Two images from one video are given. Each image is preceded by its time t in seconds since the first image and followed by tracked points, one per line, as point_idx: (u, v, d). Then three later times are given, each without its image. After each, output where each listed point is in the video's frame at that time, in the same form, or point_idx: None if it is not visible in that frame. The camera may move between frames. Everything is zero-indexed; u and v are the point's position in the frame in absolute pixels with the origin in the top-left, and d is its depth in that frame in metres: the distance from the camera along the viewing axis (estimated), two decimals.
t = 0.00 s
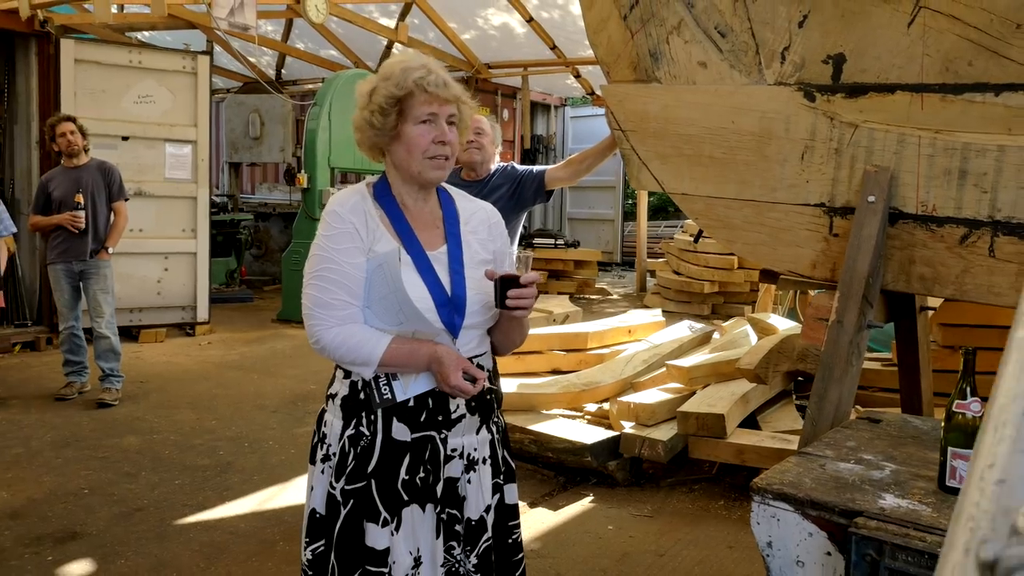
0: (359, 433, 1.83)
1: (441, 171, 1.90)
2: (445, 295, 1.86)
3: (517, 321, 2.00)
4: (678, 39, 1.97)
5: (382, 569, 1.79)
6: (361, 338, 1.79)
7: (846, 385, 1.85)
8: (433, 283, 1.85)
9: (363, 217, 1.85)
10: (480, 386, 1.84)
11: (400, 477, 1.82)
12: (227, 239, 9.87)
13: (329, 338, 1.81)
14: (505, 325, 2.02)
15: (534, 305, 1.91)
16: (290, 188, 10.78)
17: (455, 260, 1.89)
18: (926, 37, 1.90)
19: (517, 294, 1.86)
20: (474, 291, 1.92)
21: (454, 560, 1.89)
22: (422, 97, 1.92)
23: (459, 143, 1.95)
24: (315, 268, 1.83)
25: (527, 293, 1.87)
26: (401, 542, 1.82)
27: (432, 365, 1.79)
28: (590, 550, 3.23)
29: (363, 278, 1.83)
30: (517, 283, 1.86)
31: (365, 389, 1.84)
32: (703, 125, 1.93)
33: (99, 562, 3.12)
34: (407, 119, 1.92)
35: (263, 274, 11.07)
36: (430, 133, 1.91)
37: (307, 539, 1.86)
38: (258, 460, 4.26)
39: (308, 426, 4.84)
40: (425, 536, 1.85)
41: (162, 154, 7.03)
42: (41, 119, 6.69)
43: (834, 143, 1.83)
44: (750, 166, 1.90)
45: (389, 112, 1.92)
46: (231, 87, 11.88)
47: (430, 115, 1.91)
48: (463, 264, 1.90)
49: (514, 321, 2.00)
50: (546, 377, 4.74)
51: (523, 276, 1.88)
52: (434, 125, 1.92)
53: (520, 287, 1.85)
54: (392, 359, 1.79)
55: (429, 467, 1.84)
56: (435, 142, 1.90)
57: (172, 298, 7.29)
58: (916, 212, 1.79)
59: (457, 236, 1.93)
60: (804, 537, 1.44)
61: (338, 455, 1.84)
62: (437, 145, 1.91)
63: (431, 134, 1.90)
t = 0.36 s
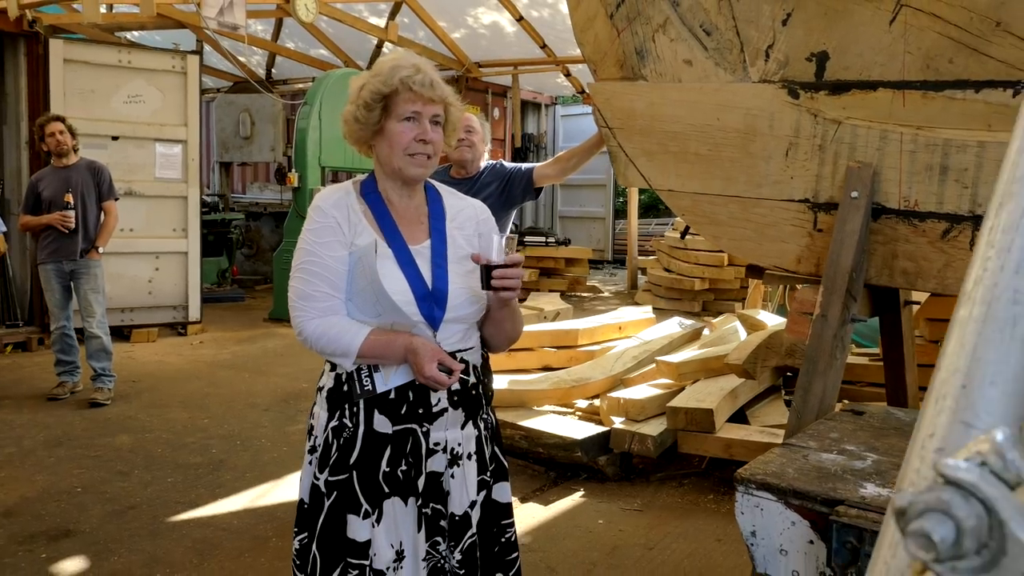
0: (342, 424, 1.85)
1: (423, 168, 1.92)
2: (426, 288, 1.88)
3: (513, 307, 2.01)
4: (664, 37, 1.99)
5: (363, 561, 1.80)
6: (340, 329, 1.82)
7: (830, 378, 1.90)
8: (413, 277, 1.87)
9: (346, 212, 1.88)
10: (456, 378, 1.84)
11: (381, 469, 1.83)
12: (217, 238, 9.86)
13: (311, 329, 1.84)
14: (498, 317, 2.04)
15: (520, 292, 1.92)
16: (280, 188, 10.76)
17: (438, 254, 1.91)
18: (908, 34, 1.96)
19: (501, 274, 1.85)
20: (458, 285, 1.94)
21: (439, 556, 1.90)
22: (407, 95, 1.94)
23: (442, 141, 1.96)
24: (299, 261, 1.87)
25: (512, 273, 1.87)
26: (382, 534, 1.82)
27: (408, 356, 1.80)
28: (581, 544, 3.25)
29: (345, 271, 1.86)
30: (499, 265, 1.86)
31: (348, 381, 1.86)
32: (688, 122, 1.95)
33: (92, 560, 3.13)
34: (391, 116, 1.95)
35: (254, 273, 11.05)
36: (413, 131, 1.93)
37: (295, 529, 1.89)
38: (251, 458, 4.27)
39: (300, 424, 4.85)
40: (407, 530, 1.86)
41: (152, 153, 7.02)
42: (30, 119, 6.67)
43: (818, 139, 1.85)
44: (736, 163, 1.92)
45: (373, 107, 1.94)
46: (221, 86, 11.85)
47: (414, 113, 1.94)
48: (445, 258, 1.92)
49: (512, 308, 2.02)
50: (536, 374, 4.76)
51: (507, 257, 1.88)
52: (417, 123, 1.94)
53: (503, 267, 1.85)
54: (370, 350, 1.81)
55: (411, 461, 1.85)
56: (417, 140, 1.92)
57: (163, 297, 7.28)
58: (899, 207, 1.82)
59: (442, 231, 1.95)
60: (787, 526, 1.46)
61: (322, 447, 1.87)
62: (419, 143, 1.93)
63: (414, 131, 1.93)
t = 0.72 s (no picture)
0: (341, 415, 1.87)
1: (420, 164, 1.92)
2: (425, 279, 1.88)
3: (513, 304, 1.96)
4: (661, 28, 1.99)
5: (359, 553, 1.83)
6: (338, 319, 1.83)
7: (830, 368, 1.91)
8: (412, 268, 1.87)
9: (347, 203, 1.89)
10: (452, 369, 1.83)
11: (378, 461, 1.85)
12: (218, 236, 9.87)
13: (309, 319, 1.86)
14: (500, 313, 1.98)
15: (517, 290, 1.89)
16: (281, 185, 10.77)
17: (438, 246, 1.92)
18: (905, 23, 1.92)
19: (498, 275, 1.84)
20: (458, 277, 1.94)
21: (438, 552, 1.92)
22: (405, 91, 1.94)
23: (441, 136, 1.96)
24: (300, 252, 1.89)
25: (509, 275, 1.86)
26: (378, 527, 1.84)
27: (404, 345, 1.81)
28: (582, 535, 3.26)
29: (345, 261, 1.87)
30: (496, 264, 1.85)
31: (347, 371, 1.88)
32: (687, 114, 1.95)
33: (96, 554, 3.14)
34: (389, 111, 1.95)
35: (255, 270, 11.05)
36: (411, 126, 1.93)
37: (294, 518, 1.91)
38: (253, 453, 4.28)
39: (302, 419, 4.86)
40: (404, 524, 1.88)
41: (153, 151, 7.02)
42: (30, 117, 6.68)
43: (816, 129, 1.85)
44: (734, 154, 1.92)
45: (372, 103, 1.95)
46: (220, 84, 11.84)
47: (412, 108, 1.93)
48: (446, 251, 1.92)
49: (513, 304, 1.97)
50: (537, 367, 4.76)
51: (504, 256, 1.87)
52: (415, 118, 1.94)
53: (499, 269, 1.84)
54: (367, 340, 1.82)
55: (408, 454, 1.87)
56: (414, 135, 1.92)
57: (165, 294, 7.29)
58: (897, 196, 1.82)
59: (443, 223, 1.95)
60: (786, 514, 1.47)
61: (321, 437, 1.89)
62: (416, 138, 1.93)
63: (412, 127, 1.93)
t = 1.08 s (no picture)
0: (339, 403, 1.88)
1: (414, 147, 1.90)
2: (429, 269, 1.88)
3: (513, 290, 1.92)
4: (665, 18, 1.97)
5: (348, 543, 1.85)
6: (339, 302, 1.85)
7: (834, 362, 1.90)
8: (418, 257, 1.87)
9: (360, 188, 1.91)
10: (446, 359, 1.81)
11: (373, 452, 1.86)
12: (223, 227, 9.88)
13: (311, 299, 1.88)
14: (506, 308, 1.96)
15: (513, 275, 1.83)
16: (285, 176, 10.77)
17: (448, 236, 1.90)
18: (912, 12, 1.89)
19: (488, 259, 1.80)
20: (464, 269, 1.92)
21: (433, 549, 1.93)
22: (398, 77, 1.94)
23: (438, 118, 1.93)
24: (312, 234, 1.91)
25: (502, 259, 1.80)
26: (368, 518, 1.85)
27: (398, 333, 1.80)
28: (583, 528, 3.26)
29: (352, 246, 1.89)
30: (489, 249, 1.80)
31: (347, 358, 1.89)
32: (691, 104, 1.94)
33: (98, 544, 3.15)
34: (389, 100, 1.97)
35: (259, 261, 11.06)
36: (404, 111, 1.92)
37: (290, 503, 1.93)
38: (256, 444, 4.29)
39: (306, 410, 4.86)
40: (395, 518, 1.88)
41: (157, 142, 7.02)
42: (34, 108, 6.68)
43: (821, 120, 1.84)
44: (738, 144, 1.91)
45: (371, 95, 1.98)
46: (225, 75, 11.83)
47: (404, 93, 1.93)
48: (455, 240, 1.90)
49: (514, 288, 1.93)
50: (540, 359, 4.76)
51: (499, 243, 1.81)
52: (408, 102, 1.93)
53: (490, 254, 1.79)
54: (364, 324, 1.83)
55: (403, 446, 1.87)
56: (408, 120, 1.91)
57: (169, 285, 7.30)
58: (902, 187, 1.81)
59: (456, 214, 1.93)
60: (788, 507, 1.46)
61: (319, 424, 1.90)
62: (410, 122, 1.92)
63: (406, 111, 1.92)
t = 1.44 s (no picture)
0: (348, 394, 1.91)
1: (424, 143, 1.90)
2: (438, 265, 1.89)
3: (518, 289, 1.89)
4: (682, 13, 1.97)
5: (350, 532, 1.87)
6: (349, 294, 1.90)
7: (853, 360, 1.89)
8: (428, 253, 1.88)
9: (379, 182, 1.94)
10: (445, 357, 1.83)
11: (375, 444, 1.87)
12: (241, 225, 9.95)
13: (326, 289, 1.94)
14: (516, 309, 1.94)
15: (510, 275, 1.79)
16: (303, 174, 10.83)
17: (460, 234, 1.89)
18: (932, 4, 1.80)
19: (482, 258, 1.77)
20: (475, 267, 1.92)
21: (434, 544, 1.92)
22: (407, 75, 1.95)
23: (447, 113, 1.92)
24: (332, 226, 1.97)
25: (498, 260, 1.78)
26: (369, 509, 1.86)
27: (400, 328, 1.83)
28: (599, 525, 3.26)
29: (367, 240, 1.93)
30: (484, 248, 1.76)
31: (358, 349, 1.94)
32: (707, 100, 1.93)
33: (117, 539, 3.18)
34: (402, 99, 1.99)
35: (278, 259, 11.13)
36: (414, 108, 1.93)
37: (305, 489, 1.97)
38: (273, 440, 4.32)
39: (323, 407, 4.89)
40: (396, 510, 1.89)
41: (176, 140, 7.07)
42: (55, 107, 6.75)
43: (839, 114, 1.83)
44: (755, 140, 1.90)
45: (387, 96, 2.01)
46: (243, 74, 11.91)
47: (413, 91, 1.94)
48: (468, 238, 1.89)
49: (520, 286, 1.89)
50: (557, 357, 4.75)
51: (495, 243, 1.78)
52: (417, 99, 1.93)
53: (484, 252, 1.76)
54: (370, 317, 1.87)
55: (405, 439, 1.87)
56: (416, 117, 1.92)
57: (188, 283, 7.36)
58: (922, 182, 1.79)
59: (470, 211, 1.92)
60: (805, 505, 1.45)
61: (330, 414, 1.94)
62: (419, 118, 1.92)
63: (414, 109, 1.93)
